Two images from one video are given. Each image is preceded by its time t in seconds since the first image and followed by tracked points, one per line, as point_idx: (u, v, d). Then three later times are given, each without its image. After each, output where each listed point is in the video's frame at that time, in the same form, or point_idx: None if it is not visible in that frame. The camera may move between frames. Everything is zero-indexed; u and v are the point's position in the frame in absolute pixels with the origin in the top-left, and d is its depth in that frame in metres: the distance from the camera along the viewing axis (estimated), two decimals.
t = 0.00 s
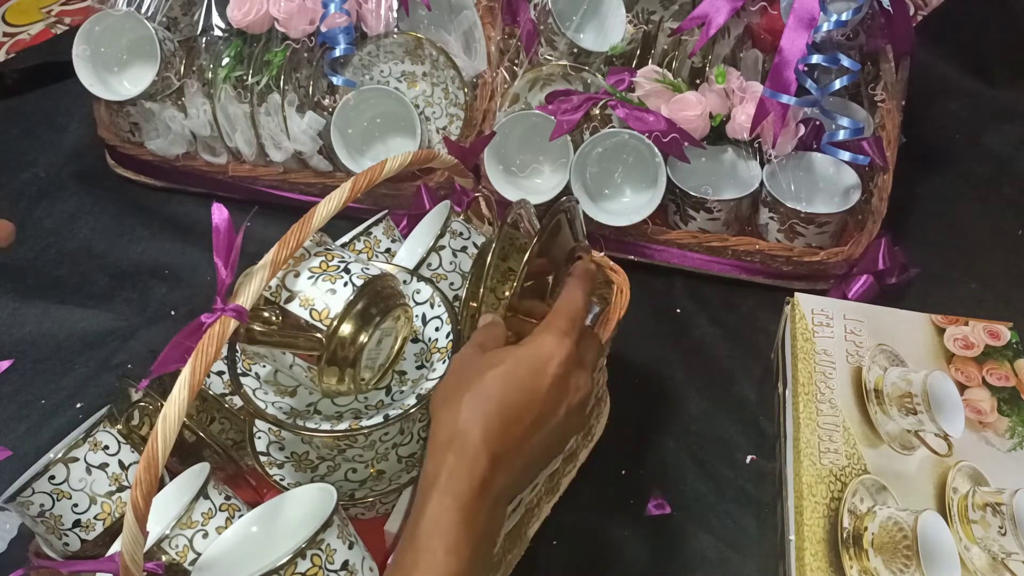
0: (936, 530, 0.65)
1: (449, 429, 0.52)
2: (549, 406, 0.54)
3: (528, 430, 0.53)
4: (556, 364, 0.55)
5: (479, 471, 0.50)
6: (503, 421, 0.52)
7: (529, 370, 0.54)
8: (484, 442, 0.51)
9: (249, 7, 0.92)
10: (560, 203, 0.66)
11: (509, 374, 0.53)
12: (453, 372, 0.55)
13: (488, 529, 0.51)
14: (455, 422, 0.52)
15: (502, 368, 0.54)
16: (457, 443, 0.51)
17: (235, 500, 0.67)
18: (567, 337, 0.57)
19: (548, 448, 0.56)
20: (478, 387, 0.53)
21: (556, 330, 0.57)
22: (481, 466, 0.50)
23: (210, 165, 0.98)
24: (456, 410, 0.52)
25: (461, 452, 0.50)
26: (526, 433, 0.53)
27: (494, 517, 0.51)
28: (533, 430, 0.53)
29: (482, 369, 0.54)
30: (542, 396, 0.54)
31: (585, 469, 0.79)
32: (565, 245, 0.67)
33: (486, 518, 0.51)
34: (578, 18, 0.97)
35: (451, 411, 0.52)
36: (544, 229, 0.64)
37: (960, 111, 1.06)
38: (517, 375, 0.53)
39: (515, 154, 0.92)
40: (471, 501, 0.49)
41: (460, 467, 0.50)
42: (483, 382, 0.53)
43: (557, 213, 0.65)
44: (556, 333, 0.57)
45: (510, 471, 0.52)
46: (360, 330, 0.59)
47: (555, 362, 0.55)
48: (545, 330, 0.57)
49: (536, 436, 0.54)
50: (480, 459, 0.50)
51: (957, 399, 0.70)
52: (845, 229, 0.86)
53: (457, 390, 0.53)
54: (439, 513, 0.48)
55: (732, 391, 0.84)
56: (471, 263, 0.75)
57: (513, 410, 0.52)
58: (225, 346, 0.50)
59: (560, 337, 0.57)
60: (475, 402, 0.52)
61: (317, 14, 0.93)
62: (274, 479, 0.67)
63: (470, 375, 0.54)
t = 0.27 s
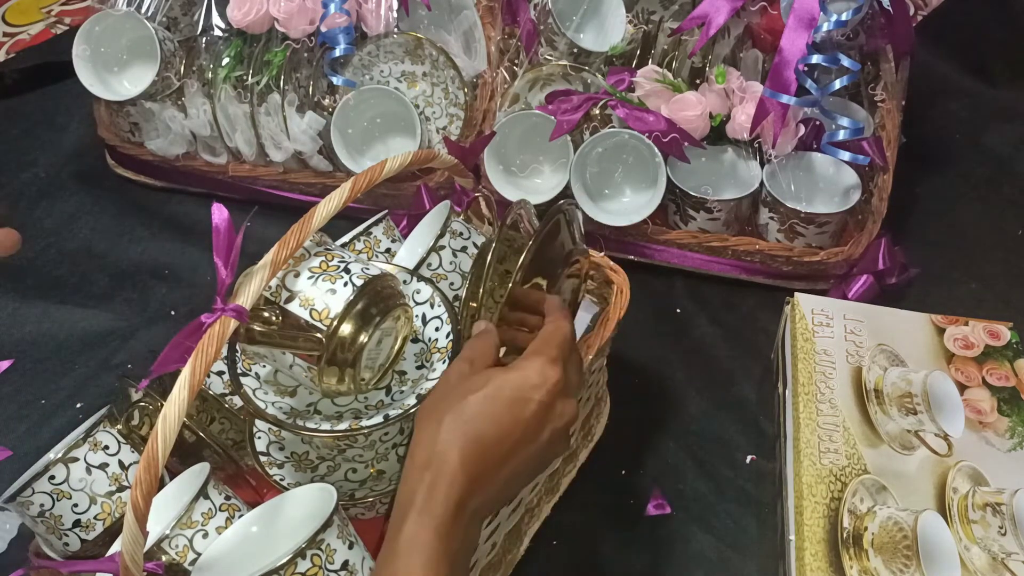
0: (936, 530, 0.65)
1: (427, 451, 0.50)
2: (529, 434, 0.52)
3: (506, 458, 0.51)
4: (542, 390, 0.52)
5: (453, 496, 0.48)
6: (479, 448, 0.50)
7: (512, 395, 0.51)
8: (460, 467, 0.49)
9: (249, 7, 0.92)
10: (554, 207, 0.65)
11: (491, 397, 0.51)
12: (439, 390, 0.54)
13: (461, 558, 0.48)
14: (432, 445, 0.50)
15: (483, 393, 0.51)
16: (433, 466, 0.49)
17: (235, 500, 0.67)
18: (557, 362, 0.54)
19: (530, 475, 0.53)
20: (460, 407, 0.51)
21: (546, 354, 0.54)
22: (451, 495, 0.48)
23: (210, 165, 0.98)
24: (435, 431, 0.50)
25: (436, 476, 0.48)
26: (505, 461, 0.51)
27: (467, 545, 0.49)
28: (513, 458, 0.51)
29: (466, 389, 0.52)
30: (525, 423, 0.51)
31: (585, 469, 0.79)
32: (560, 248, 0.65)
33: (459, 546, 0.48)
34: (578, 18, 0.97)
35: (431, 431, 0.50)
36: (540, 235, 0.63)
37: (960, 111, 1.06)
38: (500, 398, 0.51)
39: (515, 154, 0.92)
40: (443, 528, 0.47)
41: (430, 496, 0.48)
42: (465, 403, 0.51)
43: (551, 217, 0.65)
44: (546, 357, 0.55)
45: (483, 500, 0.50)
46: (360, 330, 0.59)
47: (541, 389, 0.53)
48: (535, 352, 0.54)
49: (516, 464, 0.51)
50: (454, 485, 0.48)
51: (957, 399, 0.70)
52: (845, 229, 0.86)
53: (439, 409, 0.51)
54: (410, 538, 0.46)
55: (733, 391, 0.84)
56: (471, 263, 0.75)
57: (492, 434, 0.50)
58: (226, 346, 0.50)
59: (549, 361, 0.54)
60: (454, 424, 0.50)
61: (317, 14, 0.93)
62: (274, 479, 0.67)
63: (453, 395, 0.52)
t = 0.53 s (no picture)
0: (936, 530, 0.65)
1: (453, 403, 0.51)
2: (554, 385, 0.53)
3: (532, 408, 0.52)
4: (565, 344, 0.54)
5: (480, 445, 0.50)
6: (507, 395, 0.51)
7: (538, 347, 0.53)
8: (488, 414, 0.50)
9: (249, 7, 0.92)
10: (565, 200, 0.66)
11: (516, 351, 0.53)
12: (465, 347, 0.55)
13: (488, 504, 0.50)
14: (460, 395, 0.51)
15: (509, 345, 0.53)
16: (461, 415, 0.51)
17: (235, 500, 0.67)
18: (578, 319, 0.56)
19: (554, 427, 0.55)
20: (485, 362, 0.52)
21: (567, 310, 0.56)
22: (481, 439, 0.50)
23: (210, 165, 0.98)
24: (461, 384, 0.52)
25: (463, 426, 0.50)
26: (530, 412, 0.52)
27: (494, 491, 0.51)
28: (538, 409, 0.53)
29: (491, 345, 0.54)
30: (550, 375, 0.53)
31: (585, 469, 0.79)
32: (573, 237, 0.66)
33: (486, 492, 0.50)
34: (578, 18, 0.97)
35: (457, 385, 0.52)
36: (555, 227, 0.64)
37: (960, 111, 1.06)
38: (524, 353, 0.53)
39: (515, 154, 0.92)
40: (471, 475, 0.49)
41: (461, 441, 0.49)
42: (490, 357, 0.52)
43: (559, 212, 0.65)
44: (569, 312, 0.56)
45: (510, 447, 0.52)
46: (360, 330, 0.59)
47: (565, 341, 0.54)
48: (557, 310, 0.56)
49: (541, 415, 0.53)
50: (481, 434, 0.50)
51: (958, 399, 0.70)
52: (845, 229, 0.86)
53: (464, 365, 0.53)
54: (439, 484, 0.48)
55: (733, 392, 0.84)
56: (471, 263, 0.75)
57: (519, 384, 0.52)
58: (226, 346, 0.50)
59: (571, 315, 0.56)
60: (479, 377, 0.52)
61: (317, 14, 0.93)
62: (274, 479, 0.67)
63: (478, 350, 0.54)
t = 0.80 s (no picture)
0: (936, 530, 0.65)
1: (485, 404, 0.54)
2: (582, 390, 0.56)
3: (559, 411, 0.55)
4: (592, 349, 0.57)
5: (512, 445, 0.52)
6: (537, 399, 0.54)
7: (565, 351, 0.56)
8: (519, 418, 0.53)
9: (249, 7, 0.92)
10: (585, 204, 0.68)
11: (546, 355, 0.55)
12: (493, 346, 0.57)
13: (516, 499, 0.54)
14: (491, 397, 0.54)
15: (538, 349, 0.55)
16: (493, 418, 0.53)
17: (235, 500, 0.67)
18: (603, 323, 0.58)
19: (579, 426, 0.58)
20: (516, 364, 0.54)
21: (593, 315, 0.58)
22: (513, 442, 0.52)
23: (210, 165, 0.97)
24: (492, 385, 0.54)
25: (495, 427, 0.52)
26: (558, 412, 0.55)
27: (522, 487, 0.54)
28: (566, 410, 0.56)
29: (520, 346, 0.56)
30: (577, 378, 0.56)
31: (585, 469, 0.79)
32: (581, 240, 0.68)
33: (515, 488, 0.53)
34: (578, 18, 0.97)
35: (488, 386, 0.54)
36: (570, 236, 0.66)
37: (960, 111, 1.06)
38: (553, 357, 0.55)
39: (515, 154, 0.92)
40: (502, 473, 0.52)
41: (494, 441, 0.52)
42: (520, 359, 0.55)
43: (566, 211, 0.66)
44: (592, 318, 0.59)
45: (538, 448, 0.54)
46: (360, 330, 0.59)
47: (590, 346, 0.57)
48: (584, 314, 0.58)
49: (568, 416, 0.56)
50: (512, 435, 0.52)
51: (958, 399, 0.70)
52: (845, 229, 0.86)
53: (495, 365, 0.55)
54: (473, 482, 0.51)
55: (733, 392, 0.84)
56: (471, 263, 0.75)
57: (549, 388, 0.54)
58: (227, 345, 0.50)
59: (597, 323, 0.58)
60: (511, 380, 0.54)
61: (318, 14, 0.93)
62: (274, 478, 0.67)
63: (508, 351, 0.56)
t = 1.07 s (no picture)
0: (936, 530, 0.65)
1: (476, 425, 0.53)
2: (572, 407, 0.56)
3: (550, 428, 0.55)
4: (580, 364, 0.56)
5: (505, 465, 0.51)
6: (528, 418, 0.53)
7: (553, 368, 0.55)
8: (511, 437, 0.52)
9: (249, 7, 0.92)
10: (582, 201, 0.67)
11: (534, 372, 0.55)
12: (481, 367, 0.57)
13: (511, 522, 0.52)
14: (482, 418, 0.53)
15: (527, 367, 0.55)
16: (485, 438, 0.52)
17: (235, 500, 0.67)
18: (589, 338, 0.58)
19: (569, 444, 0.57)
20: (504, 383, 0.54)
21: (578, 331, 0.59)
22: (506, 461, 0.52)
23: (210, 164, 0.97)
24: (483, 406, 0.53)
25: (487, 447, 0.51)
26: (549, 430, 0.54)
27: (516, 509, 0.53)
28: (556, 428, 0.55)
29: (508, 366, 0.55)
30: (566, 395, 0.55)
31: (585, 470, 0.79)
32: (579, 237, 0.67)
33: (509, 509, 0.52)
34: (578, 18, 0.97)
35: (478, 407, 0.54)
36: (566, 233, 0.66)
37: (960, 111, 1.06)
38: (541, 374, 0.55)
39: (515, 154, 0.92)
40: (497, 494, 0.50)
41: (488, 460, 0.51)
42: (509, 378, 0.54)
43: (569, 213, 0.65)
44: (578, 333, 0.59)
45: (531, 467, 0.53)
46: (360, 330, 0.59)
47: (579, 363, 0.57)
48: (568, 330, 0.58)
49: (557, 434, 0.55)
50: (505, 455, 0.51)
51: (958, 400, 0.70)
52: (845, 229, 0.86)
53: (483, 386, 0.55)
54: (466, 504, 0.50)
55: (733, 392, 0.84)
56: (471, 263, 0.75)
57: (539, 406, 0.54)
58: (226, 345, 0.50)
59: (583, 339, 0.58)
60: (500, 399, 0.53)
61: (318, 14, 0.93)
62: (274, 478, 0.67)
63: (495, 372, 0.55)
